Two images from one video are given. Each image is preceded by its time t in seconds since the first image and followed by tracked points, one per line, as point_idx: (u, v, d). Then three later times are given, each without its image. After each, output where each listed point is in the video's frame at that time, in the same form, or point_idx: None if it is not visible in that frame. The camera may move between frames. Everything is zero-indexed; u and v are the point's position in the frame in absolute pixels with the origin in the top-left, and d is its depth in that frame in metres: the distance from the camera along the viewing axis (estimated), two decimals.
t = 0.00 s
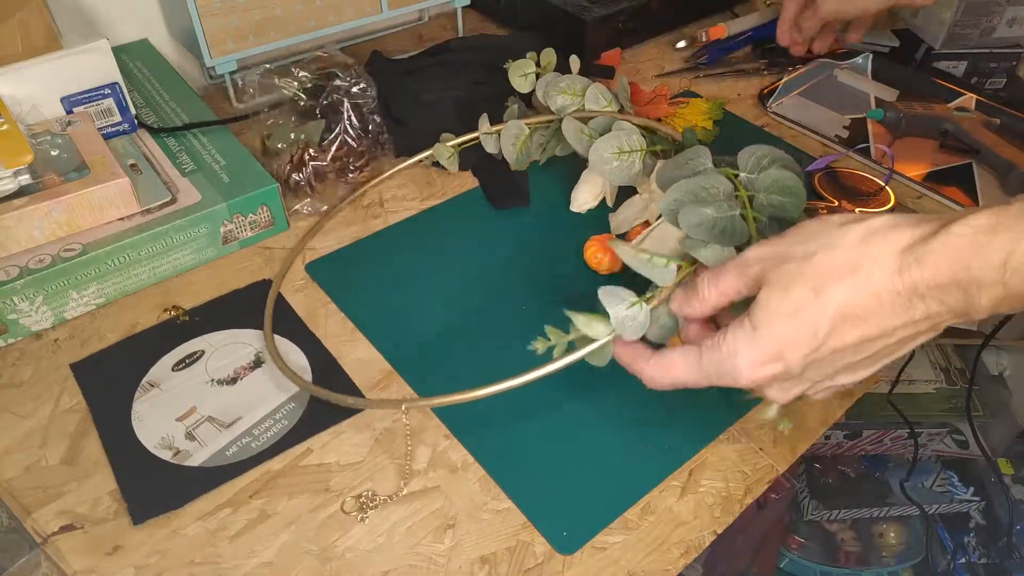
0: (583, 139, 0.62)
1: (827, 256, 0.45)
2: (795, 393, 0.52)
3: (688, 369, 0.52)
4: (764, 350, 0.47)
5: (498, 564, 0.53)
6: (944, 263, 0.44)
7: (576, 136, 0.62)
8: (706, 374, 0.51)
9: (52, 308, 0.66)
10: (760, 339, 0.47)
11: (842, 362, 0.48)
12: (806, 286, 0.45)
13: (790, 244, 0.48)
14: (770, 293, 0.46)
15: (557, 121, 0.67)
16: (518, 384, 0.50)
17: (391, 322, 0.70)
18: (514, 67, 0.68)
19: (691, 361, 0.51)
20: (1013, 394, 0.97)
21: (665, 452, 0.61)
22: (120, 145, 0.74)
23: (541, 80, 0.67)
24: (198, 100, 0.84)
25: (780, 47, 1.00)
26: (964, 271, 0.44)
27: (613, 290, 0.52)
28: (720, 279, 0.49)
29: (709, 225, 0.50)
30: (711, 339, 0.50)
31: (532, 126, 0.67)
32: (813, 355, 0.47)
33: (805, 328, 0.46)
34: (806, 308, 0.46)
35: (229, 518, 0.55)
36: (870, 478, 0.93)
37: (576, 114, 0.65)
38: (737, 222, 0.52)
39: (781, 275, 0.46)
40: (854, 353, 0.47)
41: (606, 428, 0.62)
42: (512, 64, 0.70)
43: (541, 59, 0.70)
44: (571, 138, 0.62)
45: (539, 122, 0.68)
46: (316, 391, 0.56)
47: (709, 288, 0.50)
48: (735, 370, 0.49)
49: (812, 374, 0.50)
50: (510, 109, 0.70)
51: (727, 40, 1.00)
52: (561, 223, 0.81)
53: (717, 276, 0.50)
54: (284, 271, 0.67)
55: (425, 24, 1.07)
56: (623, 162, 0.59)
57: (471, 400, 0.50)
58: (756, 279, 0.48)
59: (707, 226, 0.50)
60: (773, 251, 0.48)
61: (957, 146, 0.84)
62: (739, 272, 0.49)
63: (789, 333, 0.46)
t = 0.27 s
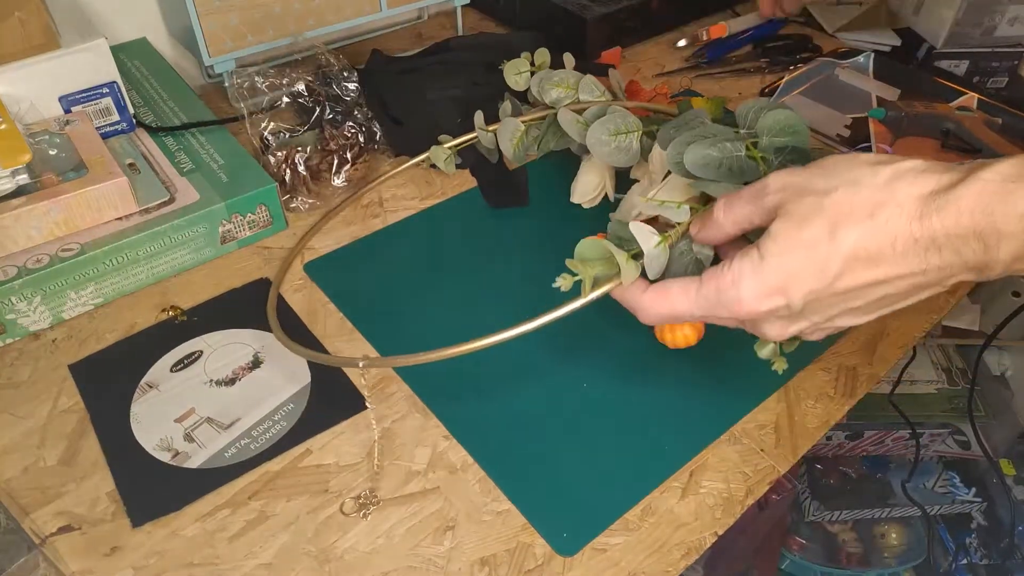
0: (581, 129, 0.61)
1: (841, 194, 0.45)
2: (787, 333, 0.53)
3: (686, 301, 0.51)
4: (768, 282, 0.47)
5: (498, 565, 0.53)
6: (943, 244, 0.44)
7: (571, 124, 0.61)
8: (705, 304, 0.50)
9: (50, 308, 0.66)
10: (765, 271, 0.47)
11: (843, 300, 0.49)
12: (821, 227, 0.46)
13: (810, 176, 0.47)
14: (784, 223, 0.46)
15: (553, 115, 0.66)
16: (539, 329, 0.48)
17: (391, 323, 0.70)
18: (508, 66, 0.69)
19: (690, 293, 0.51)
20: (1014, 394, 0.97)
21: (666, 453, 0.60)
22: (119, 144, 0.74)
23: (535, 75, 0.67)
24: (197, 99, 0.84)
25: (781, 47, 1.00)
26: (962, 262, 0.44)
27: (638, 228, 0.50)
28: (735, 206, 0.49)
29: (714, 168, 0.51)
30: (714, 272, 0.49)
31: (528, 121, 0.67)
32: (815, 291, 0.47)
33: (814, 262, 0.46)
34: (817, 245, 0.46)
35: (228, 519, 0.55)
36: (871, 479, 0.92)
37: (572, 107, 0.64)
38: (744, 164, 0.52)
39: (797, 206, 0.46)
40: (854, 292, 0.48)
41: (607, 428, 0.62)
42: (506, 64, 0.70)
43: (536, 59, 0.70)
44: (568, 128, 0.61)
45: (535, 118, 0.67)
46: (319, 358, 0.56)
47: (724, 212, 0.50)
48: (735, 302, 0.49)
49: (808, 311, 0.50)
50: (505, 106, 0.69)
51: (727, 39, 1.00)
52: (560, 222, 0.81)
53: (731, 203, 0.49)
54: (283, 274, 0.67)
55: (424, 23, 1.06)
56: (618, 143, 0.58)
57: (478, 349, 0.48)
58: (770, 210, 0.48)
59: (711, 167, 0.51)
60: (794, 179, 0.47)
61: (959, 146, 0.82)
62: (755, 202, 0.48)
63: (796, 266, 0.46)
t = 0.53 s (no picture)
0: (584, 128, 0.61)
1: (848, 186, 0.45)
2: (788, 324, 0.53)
3: (689, 283, 0.51)
4: (774, 264, 0.47)
5: (497, 565, 0.53)
6: (947, 242, 0.44)
7: (575, 123, 0.61)
8: (708, 288, 0.50)
9: (50, 308, 0.66)
10: (771, 252, 0.47)
11: (847, 292, 0.48)
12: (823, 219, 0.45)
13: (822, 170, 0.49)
14: (796, 205, 0.47)
15: (555, 116, 0.67)
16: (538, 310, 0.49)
17: (391, 324, 0.70)
18: (510, 69, 0.70)
19: (693, 275, 0.51)
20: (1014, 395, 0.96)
21: (666, 453, 0.60)
22: (119, 144, 0.74)
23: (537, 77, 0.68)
24: (197, 99, 0.84)
25: (782, 47, 1.00)
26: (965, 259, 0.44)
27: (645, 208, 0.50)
28: (751, 192, 0.51)
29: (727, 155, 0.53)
30: (718, 253, 0.50)
31: (531, 122, 0.67)
32: (820, 276, 0.47)
33: (821, 244, 0.46)
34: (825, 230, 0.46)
35: (228, 519, 0.55)
36: (871, 479, 0.92)
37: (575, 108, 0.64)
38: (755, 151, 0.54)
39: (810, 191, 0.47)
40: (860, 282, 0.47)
41: (607, 429, 0.62)
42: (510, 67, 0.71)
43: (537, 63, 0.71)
44: (570, 127, 0.61)
45: (537, 118, 0.67)
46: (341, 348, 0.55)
47: (740, 199, 0.52)
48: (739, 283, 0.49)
49: (811, 302, 0.50)
50: (507, 107, 0.70)
51: (728, 39, 1.00)
52: (561, 222, 0.81)
53: (750, 190, 0.51)
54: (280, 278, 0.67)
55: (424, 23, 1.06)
56: (623, 141, 0.58)
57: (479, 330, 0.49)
58: (783, 198, 0.49)
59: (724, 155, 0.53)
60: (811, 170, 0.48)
61: (960, 147, 0.82)
62: (770, 189, 0.50)
63: (803, 247, 0.46)
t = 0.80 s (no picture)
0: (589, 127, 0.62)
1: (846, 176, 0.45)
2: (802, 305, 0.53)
3: (702, 254, 0.52)
4: (793, 242, 0.47)
5: (497, 565, 0.53)
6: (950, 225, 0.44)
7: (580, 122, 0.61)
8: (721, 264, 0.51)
9: (50, 308, 0.66)
10: (790, 230, 0.47)
11: (862, 270, 0.49)
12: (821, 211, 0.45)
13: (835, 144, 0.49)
14: (815, 181, 0.47)
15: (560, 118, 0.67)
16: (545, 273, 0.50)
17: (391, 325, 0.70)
18: (515, 74, 0.71)
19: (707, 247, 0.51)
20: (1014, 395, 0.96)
21: (666, 454, 0.60)
22: (118, 144, 0.74)
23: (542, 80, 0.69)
24: (197, 99, 0.84)
25: (781, 47, 0.99)
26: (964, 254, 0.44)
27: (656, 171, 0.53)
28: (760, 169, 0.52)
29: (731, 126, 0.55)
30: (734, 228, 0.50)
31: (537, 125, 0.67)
32: (837, 254, 0.47)
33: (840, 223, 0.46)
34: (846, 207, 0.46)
35: (228, 519, 0.55)
36: (871, 479, 0.92)
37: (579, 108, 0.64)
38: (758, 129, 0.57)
39: (830, 167, 0.47)
40: (876, 259, 0.48)
41: (608, 429, 0.62)
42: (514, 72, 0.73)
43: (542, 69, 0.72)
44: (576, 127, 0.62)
45: (542, 122, 0.68)
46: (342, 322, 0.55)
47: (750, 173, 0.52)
48: (754, 260, 0.49)
49: (827, 279, 0.50)
50: (511, 111, 0.70)
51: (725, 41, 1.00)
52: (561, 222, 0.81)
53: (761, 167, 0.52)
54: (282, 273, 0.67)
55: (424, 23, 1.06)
56: (628, 135, 0.58)
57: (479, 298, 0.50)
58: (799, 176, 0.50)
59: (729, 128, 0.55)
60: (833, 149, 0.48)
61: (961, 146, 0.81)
62: (783, 165, 0.51)
63: (823, 224, 0.46)
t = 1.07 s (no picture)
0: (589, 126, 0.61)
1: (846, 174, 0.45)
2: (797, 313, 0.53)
3: (690, 257, 0.52)
4: (780, 249, 0.47)
5: (497, 565, 0.53)
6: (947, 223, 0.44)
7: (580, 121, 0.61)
8: (711, 270, 0.51)
9: (50, 308, 0.66)
10: (778, 237, 0.47)
11: (851, 271, 0.49)
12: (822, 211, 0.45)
13: (824, 140, 0.48)
14: (801, 186, 0.46)
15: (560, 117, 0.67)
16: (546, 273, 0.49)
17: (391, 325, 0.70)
18: (515, 75, 0.72)
19: (696, 250, 0.51)
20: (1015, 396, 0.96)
21: (666, 453, 0.60)
22: (118, 144, 0.74)
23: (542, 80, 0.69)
24: (197, 99, 0.84)
25: (779, 48, 0.99)
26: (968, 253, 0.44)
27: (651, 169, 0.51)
28: (746, 161, 0.48)
29: (715, 110, 0.53)
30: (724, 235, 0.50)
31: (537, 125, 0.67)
32: (826, 258, 0.47)
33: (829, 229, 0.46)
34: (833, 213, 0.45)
35: (228, 519, 0.55)
36: (871, 479, 0.92)
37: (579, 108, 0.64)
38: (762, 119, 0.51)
39: (815, 171, 0.46)
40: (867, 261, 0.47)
41: (607, 429, 0.62)
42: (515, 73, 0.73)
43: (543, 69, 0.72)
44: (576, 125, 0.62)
45: (542, 121, 0.67)
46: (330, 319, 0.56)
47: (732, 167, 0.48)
48: (742, 268, 0.48)
49: (820, 285, 0.50)
50: (511, 111, 0.70)
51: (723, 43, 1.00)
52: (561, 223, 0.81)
53: (743, 158, 0.48)
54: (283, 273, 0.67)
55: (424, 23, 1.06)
56: (628, 135, 0.58)
57: (475, 299, 0.49)
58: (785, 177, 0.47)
59: (714, 114, 0.53)
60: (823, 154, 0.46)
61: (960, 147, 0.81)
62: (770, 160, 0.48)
63: (810, 230, 0.46)
